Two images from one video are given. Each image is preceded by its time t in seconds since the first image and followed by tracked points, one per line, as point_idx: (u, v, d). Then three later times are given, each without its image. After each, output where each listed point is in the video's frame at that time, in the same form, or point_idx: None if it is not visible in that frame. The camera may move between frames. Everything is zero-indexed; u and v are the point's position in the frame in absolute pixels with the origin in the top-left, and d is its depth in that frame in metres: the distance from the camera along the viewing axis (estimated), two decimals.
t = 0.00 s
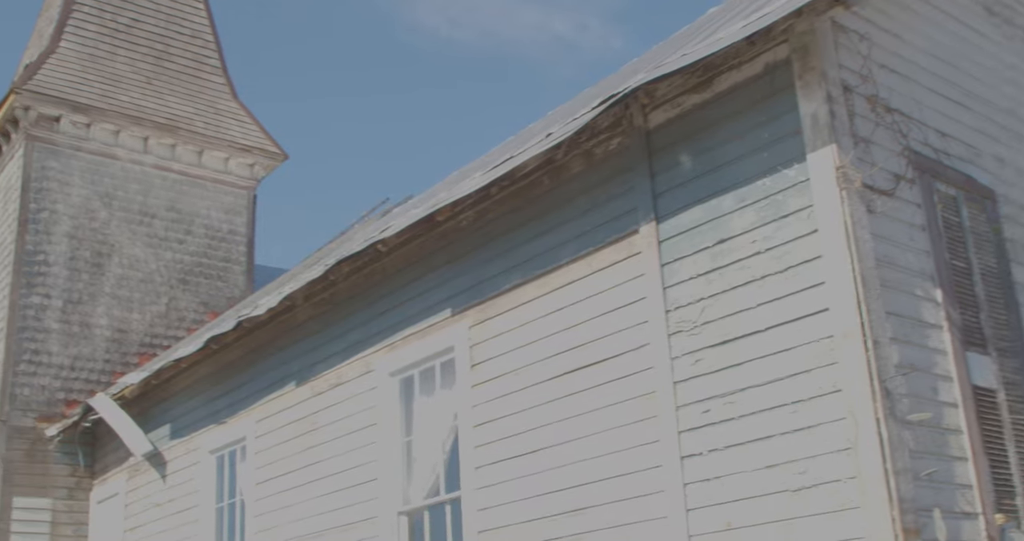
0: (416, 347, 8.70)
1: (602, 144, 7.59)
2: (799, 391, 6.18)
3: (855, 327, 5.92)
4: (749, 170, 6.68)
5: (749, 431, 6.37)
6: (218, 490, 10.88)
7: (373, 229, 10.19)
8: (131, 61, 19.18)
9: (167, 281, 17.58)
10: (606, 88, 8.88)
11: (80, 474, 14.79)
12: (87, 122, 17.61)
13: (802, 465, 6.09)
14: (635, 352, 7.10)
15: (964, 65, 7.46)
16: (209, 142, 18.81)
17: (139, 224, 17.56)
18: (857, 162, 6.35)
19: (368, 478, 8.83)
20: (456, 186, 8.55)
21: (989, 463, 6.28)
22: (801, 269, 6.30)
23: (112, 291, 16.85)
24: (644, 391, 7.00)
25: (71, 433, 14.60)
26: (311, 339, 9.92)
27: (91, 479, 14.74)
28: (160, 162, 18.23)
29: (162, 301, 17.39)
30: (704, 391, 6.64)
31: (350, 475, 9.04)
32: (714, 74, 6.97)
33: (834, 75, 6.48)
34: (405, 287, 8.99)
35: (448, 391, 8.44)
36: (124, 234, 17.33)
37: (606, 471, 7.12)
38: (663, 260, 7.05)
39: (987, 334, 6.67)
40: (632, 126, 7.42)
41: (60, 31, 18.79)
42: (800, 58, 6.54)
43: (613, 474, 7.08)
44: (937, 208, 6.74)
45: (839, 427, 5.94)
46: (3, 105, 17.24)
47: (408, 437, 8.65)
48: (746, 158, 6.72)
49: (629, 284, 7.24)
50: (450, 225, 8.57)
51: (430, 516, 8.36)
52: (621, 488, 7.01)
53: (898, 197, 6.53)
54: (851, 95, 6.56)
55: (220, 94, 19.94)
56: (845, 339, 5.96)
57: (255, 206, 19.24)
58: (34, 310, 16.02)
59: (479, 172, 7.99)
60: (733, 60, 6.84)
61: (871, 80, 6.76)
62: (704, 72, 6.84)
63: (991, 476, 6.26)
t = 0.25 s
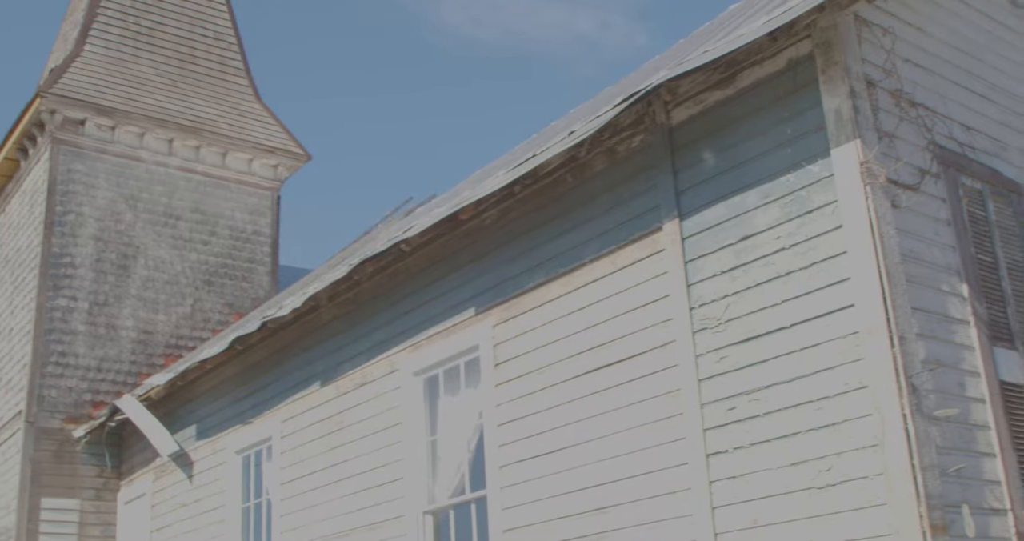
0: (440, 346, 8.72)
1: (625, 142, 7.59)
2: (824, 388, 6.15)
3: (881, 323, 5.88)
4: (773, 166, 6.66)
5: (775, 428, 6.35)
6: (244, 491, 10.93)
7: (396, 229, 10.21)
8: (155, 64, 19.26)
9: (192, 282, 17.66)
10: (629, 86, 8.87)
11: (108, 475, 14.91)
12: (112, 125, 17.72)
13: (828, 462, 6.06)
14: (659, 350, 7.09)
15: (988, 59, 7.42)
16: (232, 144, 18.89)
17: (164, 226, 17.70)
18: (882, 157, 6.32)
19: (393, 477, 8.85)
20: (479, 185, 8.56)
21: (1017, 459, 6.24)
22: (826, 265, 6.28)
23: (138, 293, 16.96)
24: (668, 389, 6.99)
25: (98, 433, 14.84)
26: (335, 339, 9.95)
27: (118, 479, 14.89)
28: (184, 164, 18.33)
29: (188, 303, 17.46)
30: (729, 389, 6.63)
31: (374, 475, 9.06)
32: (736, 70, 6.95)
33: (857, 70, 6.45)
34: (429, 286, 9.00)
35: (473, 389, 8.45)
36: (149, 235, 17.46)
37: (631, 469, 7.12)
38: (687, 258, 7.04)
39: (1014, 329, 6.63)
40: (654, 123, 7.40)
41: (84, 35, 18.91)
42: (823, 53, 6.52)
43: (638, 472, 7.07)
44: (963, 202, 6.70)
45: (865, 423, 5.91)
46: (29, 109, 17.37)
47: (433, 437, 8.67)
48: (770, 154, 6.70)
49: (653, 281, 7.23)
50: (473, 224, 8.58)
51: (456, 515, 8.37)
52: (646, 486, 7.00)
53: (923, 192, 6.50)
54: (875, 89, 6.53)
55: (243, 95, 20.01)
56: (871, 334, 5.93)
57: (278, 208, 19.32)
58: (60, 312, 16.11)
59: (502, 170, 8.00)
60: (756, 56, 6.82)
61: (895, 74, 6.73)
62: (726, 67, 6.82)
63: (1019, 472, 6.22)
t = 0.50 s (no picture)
0: (461, 355, 8.72)
1: (644, 149, 7.62)
2: (846, 394, 6.12)
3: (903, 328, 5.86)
4: (792, 172, 6.64)
5: (797, 435, 6.32)
6: (266, 501, 10.96)
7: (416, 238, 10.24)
8: (174, 76, 19.37)
9: (212, 293, 17.73)
10: (647, 93, 8.88)
11: (130, 486, 15.02)
12: (133, 137, 17.83)
13: (851, 469, 6.02)
14: (680, 357, 7.08)
15: (1007, 62, 7.41)
16: (252, 155, 18.98)
17: (185, 237, 17.78)
18: (902, 162, 6.30)
19: (414, 487, 8.85)
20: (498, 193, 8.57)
21: None
22: (846, 271, 6.25)
23: (158, 304, 17.04)
24: (689, 397, 6.98)
25: (121, 443, 14.96)
26: (356, 349, 9.98)
27: (141, 490, 14.99)
28: (204, 175, 18.42)
29: (208, 314, 17.52)
30: (750, 396, 6.61)
31: (396, 484, 9.07)
32: (754, 76, 6.95)
33: (876, 75, 6.43)
34: (449, 295, 9.02)
35: (493, 399, 8.47)
36: (170, 247, 17.55)
37: (653, 477, 7.10)
38: (706, 264, 7.03)
39: None
40: (673, 129, 7.44)
41: (104, 48, 19.03)
42: (841, 58, 6.50)
43: (660, 480, 7.05)
44: (984, 206, 6.67)
45: (887, 430, 5.89)
46: (50, 122, 17.50)
47: (454, 446, 8.67)
48: (789, 160, 6.68)
49: (672, 289, 7.22)
50: (492, 233, 8.59)
51: (477, 524, 8.39)
52: (668, 494, 6.98)
53: (943, 196, 6.47)
54: (894, 94, 6.51)
55: (263, 106, 20.14)
56: (893, 340, 5.90)
57: (297, 219, 19.31)
58: (83, 324, 16.22)
59: (521, 179, 8.01)
60: (774, 62, 6.81)
61: (914, 78, 6.71)
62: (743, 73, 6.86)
63: None
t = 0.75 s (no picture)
0: (482, 366, 8.71)
1: (662, 158, 7.59)
2: (868, 402, 6.08)
3: (926, 335, 5.82)
4: (812, 179, 6.62)
5: (820, 444, 6.28)
6: (289, 514, 10.98)
7: (436, 249, 10.26)
8: (195, 90, 19.48)
9: (234, 306, 17.82)
10: (665, 102, 8.88)
11: (154, 499, 15.06)
12: (154, 152, 17.94)
13: (876, 477, 5.98)
14: (701, 366, 7.06)
15: None
16: (273, 168, 19.10)
17: (206, 250, 17.87)
18: (922, 168, 6.27)
19: (436, 498, 8.85)
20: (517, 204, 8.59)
21: None
22: (868, 278, 6.22)
23: (181, 318, 17.13)
24: (711, 406, 6.95)
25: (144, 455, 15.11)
26: (377, 360, 10.00)
27: (163, 504, 15.02)
28: (225, 190, 18.48)
29: (231, 326, 17.60)
30: (773, 404, 6.57)
31: (418, 495, 9.07)
32: (773, 83, 6.93)
33: (895, 80, 6.41)
34: (470, 306, 9.03)
35: (514, 409, 8.49)
36: (192, 260, 17.66)
37: (676, 487, 7.08)
38: (727, 273, 7.01)
39: None
40: (692, 138, 7.41)
41: (125, 63, 19.17)
42: (860, 64, 6.47)
43: (683, 490, 7.03)
44: (1006, 211, 6.64)
45: (910, 438, 5.84)
46: (72, 137, 17.61)
47: (476, 457, 8.65)
48: (809, 167, 6.65)
49: (693, 297, 7.20)
50: (512, 244, 8.60)
51: (500, 531, 8.41)
52: (692, 504, 6.95)
53: (965, 202, 6.44)
54: (914, 99, 6.48)
55: (283, 119, 20.22)
56: (915, 347, 5.86)
57: (318, 230, 19.35)
58: (106, 338, 16.30)
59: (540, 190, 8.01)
60: (792, 69, 6.80)
61: (934, 83, 6.68)
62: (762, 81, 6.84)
63: None
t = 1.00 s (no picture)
0: (508, 388, 8.71)
1: (686, 178, 7.61)
2: (897, 421, 6.04)
3: (953, 353, 5.77)
4: (837, 198, 6.60)
5: (848, 464, 6.24)
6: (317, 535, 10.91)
7: (460, 272, 10.29)
8: (219, 117, 19.62)
9: (259, 331, 17.88)
10: (688, 123, 8.89)
11: (181, 525, 15.01)
12: (179, 178, 18.06)
13: (905, 497, 5.92)
14: (727, 387, 7.03)
15: None
16: (297, 193, 19.15)
17: (231, 276, 17.96)
18: (947, 185, 6.25)
19: (463, 521, 8.83)
20: (541, 226, 8.61)
21: None
22: (894, 296, 6.19)
23: (207, 343, 17.20)
24: (738, 426, 6.92)
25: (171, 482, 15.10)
26: (402, 384, 10.01)
27: (191, 529, 14.94)
28: (249, 215, 18.57)
29: (256, 352, 17.67)
30: (800, 424, 6.54)
31: (444, 519, 9.05)
32: (795, 102, 6.94)
33: (918, 97, 6.39)
34: (495, 329, 9.03)
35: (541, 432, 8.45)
36: (217, 286, 17.75)
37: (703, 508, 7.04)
38: (752, 293, 6.99)
39: None
40: (715, 158, 7.43)
41: (150, 91, 19.35)
42: (883, 82, 6.46)
43: (710, 511, 6.99)
44: None
45: (939, 456, 5.79)
46: (98, 166, 17.78)
47: (502, 480, 8.64)
48: (833, 186, 6.64)
49: (718, 318, 7.19)
50: (536, 266, 8.61)
51: None
52: (719, 526, 6.91)
53: (991, 219, 6.41)
54: (937, 116, 6.47)
55: (307, 144, 20.30)
56: (943, 365, 5.82)
57: (342, 255, 19.41)
58: (132, 364, 16.39)
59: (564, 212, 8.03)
60: (815, 88, 6.80)
61: (957, 100, 6.66)
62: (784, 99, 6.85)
63: None
